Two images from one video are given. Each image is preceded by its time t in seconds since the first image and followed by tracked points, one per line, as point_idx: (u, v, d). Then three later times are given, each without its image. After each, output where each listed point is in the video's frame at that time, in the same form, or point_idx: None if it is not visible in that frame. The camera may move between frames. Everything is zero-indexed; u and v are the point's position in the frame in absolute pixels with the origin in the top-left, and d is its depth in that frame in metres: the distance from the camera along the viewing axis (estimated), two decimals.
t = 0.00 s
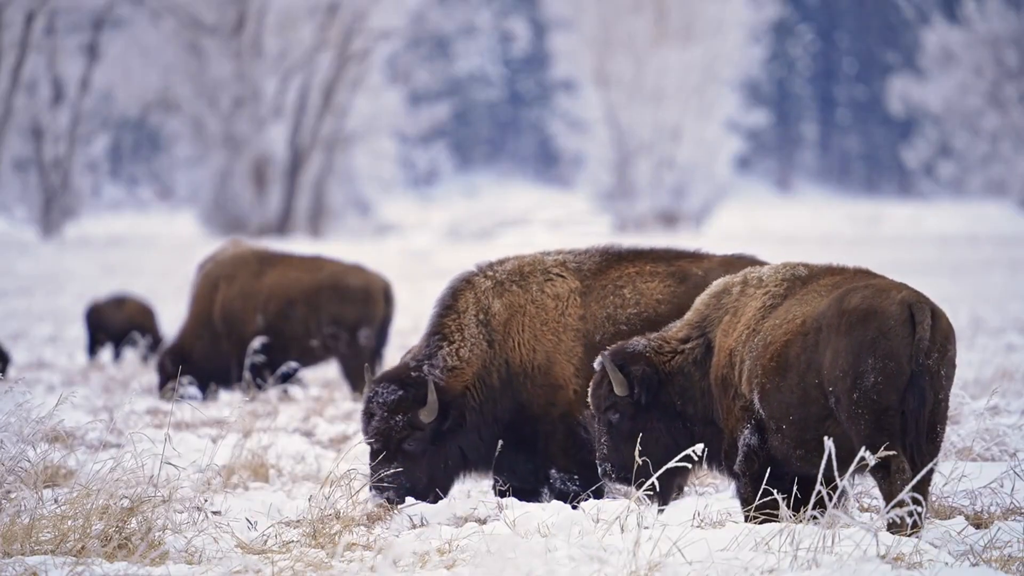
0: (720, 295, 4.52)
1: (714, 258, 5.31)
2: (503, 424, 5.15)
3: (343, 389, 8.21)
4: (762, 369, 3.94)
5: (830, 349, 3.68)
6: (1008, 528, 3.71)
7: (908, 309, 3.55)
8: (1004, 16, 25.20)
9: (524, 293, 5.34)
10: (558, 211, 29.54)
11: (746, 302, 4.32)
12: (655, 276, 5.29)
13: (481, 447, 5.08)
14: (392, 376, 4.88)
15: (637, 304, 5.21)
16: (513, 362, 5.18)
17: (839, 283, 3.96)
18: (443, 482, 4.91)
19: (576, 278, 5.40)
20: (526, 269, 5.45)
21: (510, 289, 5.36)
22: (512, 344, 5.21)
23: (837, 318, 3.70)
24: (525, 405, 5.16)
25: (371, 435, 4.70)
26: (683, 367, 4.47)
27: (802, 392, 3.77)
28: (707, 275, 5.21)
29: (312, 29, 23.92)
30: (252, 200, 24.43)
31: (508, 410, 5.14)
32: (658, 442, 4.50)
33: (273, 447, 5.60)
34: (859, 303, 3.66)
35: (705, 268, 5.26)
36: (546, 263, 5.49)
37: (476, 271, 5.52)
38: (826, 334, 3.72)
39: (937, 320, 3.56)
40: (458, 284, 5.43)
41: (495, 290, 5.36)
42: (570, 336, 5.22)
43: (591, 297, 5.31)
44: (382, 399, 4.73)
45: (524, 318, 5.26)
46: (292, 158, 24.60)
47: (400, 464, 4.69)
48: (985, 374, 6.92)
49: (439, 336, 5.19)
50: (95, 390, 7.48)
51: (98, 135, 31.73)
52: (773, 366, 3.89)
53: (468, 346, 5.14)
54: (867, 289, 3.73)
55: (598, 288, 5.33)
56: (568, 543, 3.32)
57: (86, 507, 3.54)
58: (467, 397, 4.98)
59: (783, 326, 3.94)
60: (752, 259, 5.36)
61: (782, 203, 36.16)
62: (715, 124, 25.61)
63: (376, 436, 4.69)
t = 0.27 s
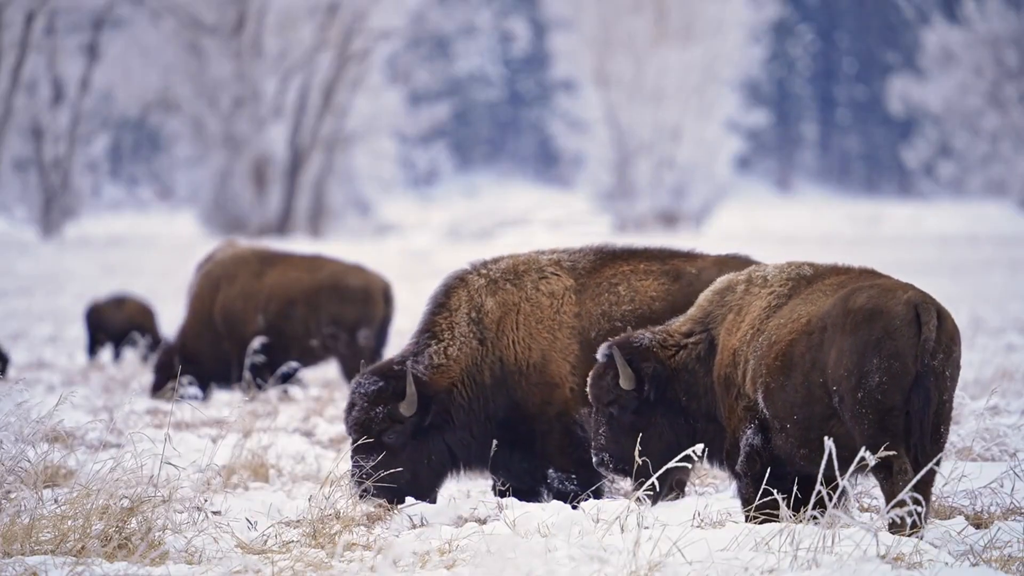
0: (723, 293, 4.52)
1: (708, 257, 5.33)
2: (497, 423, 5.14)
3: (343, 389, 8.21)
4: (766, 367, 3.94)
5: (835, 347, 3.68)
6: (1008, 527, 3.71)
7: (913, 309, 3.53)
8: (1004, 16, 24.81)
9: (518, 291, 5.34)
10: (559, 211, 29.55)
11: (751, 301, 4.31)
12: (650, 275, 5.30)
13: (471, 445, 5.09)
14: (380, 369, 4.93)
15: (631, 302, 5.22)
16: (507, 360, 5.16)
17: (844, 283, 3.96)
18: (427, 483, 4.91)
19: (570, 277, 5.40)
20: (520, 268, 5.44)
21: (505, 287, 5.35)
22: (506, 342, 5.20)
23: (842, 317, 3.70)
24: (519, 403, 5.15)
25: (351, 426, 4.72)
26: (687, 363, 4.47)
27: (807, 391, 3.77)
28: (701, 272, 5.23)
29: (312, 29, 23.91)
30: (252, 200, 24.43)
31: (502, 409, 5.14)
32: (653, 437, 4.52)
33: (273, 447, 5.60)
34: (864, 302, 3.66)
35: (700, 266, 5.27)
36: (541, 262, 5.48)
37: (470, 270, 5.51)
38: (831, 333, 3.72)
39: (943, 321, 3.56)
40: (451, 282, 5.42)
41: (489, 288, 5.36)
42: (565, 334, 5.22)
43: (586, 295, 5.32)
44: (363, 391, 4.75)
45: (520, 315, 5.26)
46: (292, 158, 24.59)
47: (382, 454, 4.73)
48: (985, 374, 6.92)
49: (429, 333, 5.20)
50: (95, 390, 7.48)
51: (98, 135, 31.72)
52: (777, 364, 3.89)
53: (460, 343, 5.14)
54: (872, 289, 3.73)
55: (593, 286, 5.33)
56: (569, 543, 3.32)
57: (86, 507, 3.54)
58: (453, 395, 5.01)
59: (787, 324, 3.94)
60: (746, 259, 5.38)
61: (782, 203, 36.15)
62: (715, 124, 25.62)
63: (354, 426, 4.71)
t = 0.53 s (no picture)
0: (725, 292, 4.53)
1: (702, 256, 5.35)
2: (491, 420, 5.15)
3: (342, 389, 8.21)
4: (771, 365, 3.96)
5: (840, 345, 3.70)
6: (1008, 528, 3.71)
7: (920, 309, 3.56)
8: (1004, 15, 25.20)
9: (512, 288, 5.34)
10: (558, 211, 29.53)
11: (756, 299, 4.32)
12: (643, 273, 5.32)
13: (465, 443, 5.10)
14: (374, 364, 4.93)
15: (624, 299, 5.24)
16: (501, 358, 5.17)
17: (850, 281, 3.99)
18: (425, 479, 4.93)
19: (562, 275, 5.40)
20: (514, 266, 5.45)
21: (498, 285, 5.35)
22: (499, 340, 5.20)
23: (848, 315, 3.72)
24: (514, 401, 5.15)
25: (349, 421, 4.73)
26: (692, 358, 4.47)
27: (811, 391, 3.79)
28: (695, 271, 5.26)
29: (312, 29, 23.91)
30: (252, 200, 24.44)
31: (496, 407, 5.15)
32: (649, 432, 4.53)
33: (273, 447, 5.60)
34: (868, 300, 3.69)
35: (693, 265, 5.31)
36: (534, 261, 5.48)
37: (464, 268, 5.52)
38: (836, 332, 3.74)
39: (948, 322, 3.59)
40: (445, 280, 5.43)
41: (482, 285, 5.36)
42: (559, 332, 5.22)
43: (578, 292, 5.32)
44: (360, 387, 4.78)
45: (511, 312, 5.26)
46: (292, 158, 24.58)
47: (379, 450, 4.74)
48: (986, 374, 6.91)
49: (424, 330, 5.22)
50: (95, 390, 7.48)
51: (98, 135, 31.73)
52: (784, 364, 3.90)
53: (453, 341, 5.15)
54: (877, 289, 3.76)
55: (586, 284, 5.34)
56: (568, 543, 3.32)
57: (86, 507, 3.54)
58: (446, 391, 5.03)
59: (792, 324, 3.96)
60: (739, 259, 5.40)
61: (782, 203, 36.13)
62: (715, 124, 25.60)
63: (352, 423, 4.72)
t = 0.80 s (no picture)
0: (719, 292, 4.53)
1: (696, 255, 5.39)
2: (487, 418, 5.15)
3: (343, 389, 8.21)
4: (776, 363, 3.98)
5: (844, 344, 3.72)
6: (1008, 528, 3.71)
7: (925, 309, 3.57)
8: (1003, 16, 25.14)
9: (508, 287, 5.35)
10: (558, 211, 29.54)
11: (757, 297, 4.32)
12: (636, 271, 5.35)
13: (463, 440, 5.08)
14: (375, 360, 4.89)
15: (618, 297, 5.27)
16: (497, 355, 5.19)
17: (854, 281, 4.01)
18: (426, 479, 4.87)
19: (557, 274, 5.43)
20: (510, 265, 5.47)
21: (494, 283, 5.37)
22: (496, 338, 5.21)
23: (852, 314, 3.74)
24: (509, 399, 5.16)
25: (357, 420, 4.67)
26: (687, 360, 4.44)
27: (815, 390, 3.80)
28: (690, 269, 5.28)
29: (312, 29, 23.92)
30: (252, 200, 24.44)
31: (492, 404, 5.16)
32: (661, 420, 4.47)
33: (273, 447, 5.60)
34: (874, 300, 3.70)
35: (688, 263, 5.33)
36: (530, 260, 5.51)
37: (460, 266, 5.53)
38: (840, 331, 3.76)
39: (953, 324, 3.61)
40: (442, 277, 5.43)
41: (479, 283, 5.38)
42: (554, 330, 5.24)
43: (574, 291, 5.35)
44: (366, 383, 4.72)
45: (508, 310, 5.28)
46: (292, 158, 24.57)
47: (387, 447, 4.69)
48: (986, 374, 6.91)
49: (421, 325, 5.21)
50: (95, 390, 7.48)
51: (98, 135, 31.74)
52: (788, 363, 3.92)
53: (451, 336, 5.15)
54: (882, 288, 3.77)
55: (581, 283, 5.37)
56: (568, 543, 3.32)
57: (86, 507, 3.54)
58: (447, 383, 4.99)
59: (797, 323, 3.98)
60: (734, 258, 5.42)
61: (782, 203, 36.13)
62: (715, 124, 25.60)
63: (361, 420, 4.66)
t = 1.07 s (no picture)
0: (705, 297, 4.59)
1: (690, 254, 5.41)
2: (483, 418, 5.16)
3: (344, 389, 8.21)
4: (778, 364, 4.05)
5: (849, 344, 3.80)
6: (1008, 528, 3.71)
7: (938, 309, 3.64)
8: (1004, 16, 25.25)
9: (506, 286, 5.37)
10: (559, 211, 29.53)
11: (749, 300, 4.40)
12: (630, 271, 5.36)
13: (463, 438, 5.08)
14: (380, 355, 4.90)
15: (613, 298, 5.28)
16: (492, 354, 5.19)
17: (854, 282, 4.09)
18: (429, 474, 4.88)
19: (551, 275, 5.44)
20: (508, 263, 5.49)
21: (493, 281, 5.38)
22: (494, 336, 5.22)
23: (859, 315, 3.82)
24: (504, 397, 5.17)
25: (366, 416, 4.68)
26: (674, 369, 4.50)
27: (820, 390, 3.88)
28: (682, 268, 5.30)
29: (312, 29, 23.92)
30: (252, 200, 24.44)
31: (489, 403, 5.16)
32: (660, 421, 4.48)
33: (273, 447, 5.61)
34: (882, 300, 3.78)
35: (680, 262, 5.35)
36: (526, 259, 5.53)
37: (458, 264, 5.53)
38: (846, 332, 3.84)
39: (963, 325, 3.69)
40: (441, 275, 5.43)
41: (478, 281, 5.38)
42: (551, 329, 5.26)
43: (568, 291, 5.36)
44: (376, 377, 4.73)
45: (506, 309, 5.29)
46: (292, 158, 24.55)
47: (393, 441, 4.68)
48: (986, 374, 6.91)
49: (424, 322, 5.21)
50: (95, 390, 7.49)
51: (98, 135, 31.74)
52: (792, 364, 4.00)
53: (452, 333, 5.15)
54: (889, 289, 3.85)
55: (575, 282, 5.38)
56: (568, 543, 3.32)
57: (86, 506, 3.54)
58: (456, 381, 5.00)
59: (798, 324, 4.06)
60: (728, 258, 5.44)
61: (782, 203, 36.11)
62: (716, 124, 25.59)
63: (369, 414, 4.67)
